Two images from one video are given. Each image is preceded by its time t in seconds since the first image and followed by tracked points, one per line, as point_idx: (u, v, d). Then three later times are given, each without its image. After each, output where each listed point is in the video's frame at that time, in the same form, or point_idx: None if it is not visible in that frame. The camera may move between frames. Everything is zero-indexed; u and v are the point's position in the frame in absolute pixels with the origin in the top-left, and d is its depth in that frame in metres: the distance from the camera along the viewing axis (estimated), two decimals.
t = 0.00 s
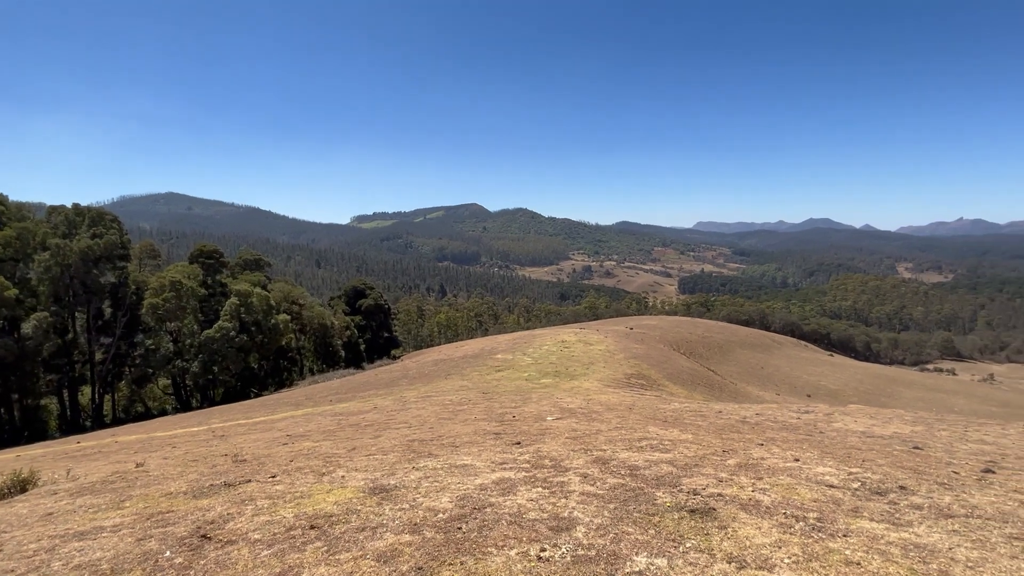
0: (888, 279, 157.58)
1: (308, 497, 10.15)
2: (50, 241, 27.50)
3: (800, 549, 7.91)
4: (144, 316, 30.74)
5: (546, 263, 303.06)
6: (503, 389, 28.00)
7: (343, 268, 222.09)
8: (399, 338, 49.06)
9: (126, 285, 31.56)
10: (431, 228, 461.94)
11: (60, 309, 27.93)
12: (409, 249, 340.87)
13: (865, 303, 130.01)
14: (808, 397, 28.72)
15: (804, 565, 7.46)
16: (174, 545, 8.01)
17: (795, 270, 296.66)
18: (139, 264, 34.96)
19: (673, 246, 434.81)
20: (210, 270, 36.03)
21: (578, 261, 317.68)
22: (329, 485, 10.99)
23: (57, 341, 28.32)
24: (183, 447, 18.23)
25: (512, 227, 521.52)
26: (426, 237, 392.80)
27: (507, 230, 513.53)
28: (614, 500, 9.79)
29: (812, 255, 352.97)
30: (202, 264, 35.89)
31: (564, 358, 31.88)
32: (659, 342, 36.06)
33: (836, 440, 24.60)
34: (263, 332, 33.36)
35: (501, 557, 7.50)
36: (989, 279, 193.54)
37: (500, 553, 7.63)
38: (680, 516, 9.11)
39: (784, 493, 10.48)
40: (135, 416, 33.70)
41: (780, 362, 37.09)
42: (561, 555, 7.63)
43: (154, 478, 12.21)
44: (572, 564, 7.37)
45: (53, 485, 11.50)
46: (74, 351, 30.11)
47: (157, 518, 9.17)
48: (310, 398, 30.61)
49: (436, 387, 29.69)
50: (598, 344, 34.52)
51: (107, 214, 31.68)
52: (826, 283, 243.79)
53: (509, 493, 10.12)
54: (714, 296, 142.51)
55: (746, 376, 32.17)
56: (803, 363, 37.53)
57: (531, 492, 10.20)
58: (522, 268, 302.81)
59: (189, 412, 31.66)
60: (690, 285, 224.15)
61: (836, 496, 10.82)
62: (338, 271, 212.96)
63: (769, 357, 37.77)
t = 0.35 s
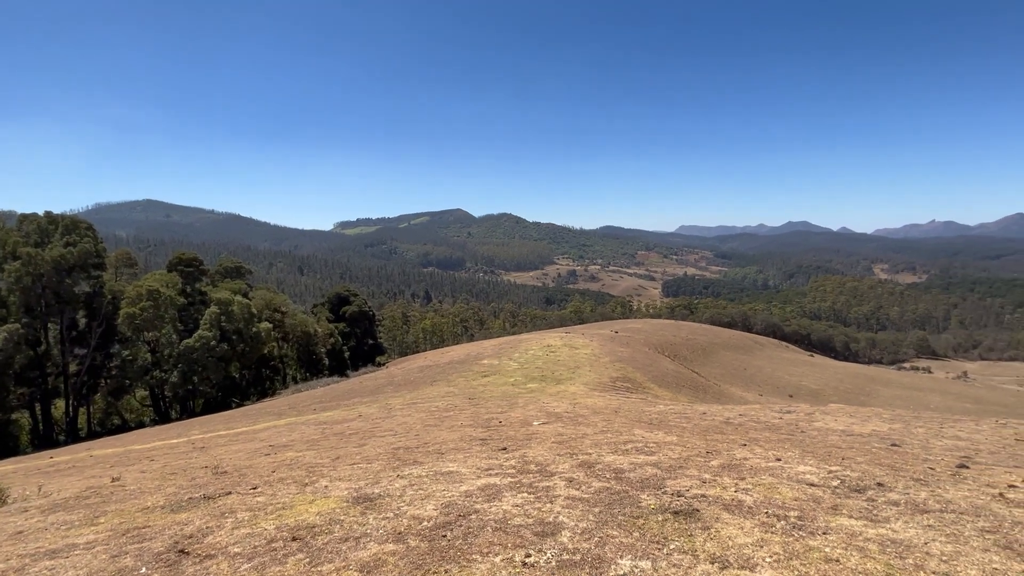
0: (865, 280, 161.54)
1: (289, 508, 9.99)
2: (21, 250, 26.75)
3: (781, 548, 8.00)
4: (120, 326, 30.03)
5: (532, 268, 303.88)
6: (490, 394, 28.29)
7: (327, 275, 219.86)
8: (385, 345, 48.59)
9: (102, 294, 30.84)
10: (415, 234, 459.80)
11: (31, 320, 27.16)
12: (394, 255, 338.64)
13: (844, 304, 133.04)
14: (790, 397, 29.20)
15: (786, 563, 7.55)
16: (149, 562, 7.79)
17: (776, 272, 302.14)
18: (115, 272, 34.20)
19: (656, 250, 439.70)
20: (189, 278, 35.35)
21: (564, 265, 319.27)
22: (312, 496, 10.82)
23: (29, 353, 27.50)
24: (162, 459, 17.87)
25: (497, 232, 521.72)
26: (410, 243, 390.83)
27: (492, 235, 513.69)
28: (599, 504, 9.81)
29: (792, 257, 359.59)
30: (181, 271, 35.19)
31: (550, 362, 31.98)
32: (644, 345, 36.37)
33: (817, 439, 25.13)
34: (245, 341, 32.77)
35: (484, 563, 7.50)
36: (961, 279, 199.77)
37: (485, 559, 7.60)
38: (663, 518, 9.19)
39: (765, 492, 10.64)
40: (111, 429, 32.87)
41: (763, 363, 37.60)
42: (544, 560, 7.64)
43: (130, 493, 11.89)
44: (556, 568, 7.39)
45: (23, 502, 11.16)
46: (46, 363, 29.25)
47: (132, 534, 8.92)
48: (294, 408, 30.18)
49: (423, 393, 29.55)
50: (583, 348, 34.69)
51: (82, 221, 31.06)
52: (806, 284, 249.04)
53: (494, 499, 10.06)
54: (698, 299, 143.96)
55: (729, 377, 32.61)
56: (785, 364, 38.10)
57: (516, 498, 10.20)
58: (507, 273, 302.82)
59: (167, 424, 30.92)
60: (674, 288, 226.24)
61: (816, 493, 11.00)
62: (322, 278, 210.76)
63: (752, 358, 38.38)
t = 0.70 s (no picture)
0: (849, 282, 164.13)
1: (277, 516, 9.88)
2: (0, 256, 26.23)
3: (770, 548, 8.06)
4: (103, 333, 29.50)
5: (522, 271, 304.13)
6: (481, 399, 28.29)
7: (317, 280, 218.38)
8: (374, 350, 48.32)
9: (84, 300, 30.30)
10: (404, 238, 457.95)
11: (11, 327, 26.62)
12: (383, 260, 337.07)
13: (830, 306, 134.96)
14: (778, 399, 29.52)
15: (775, 565, 7.59)
16: (133, 573, 7.65)
17: (763, 275, 305.49)
18: (98, 278, 33.64)
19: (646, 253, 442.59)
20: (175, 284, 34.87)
21: (553, 268, 320.09)
22: (300, 503, 10.68)
23: (8, 361, 26.95)
24: (144, 469, 17.51)
25: (487, 236, 521.42)
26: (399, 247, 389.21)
27: (482, 239, 513.47)
28: (590, 507, 9.82)
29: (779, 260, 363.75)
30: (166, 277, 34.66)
31: (540, 366, 31.98)
32: (633, 348, 36.58)
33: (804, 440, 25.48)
34: (231, 347, 32.36)
35: (474, 569, 7.42)
36: (944, 281, 203.85)
37: (474, 566, 7.55)
38: (653, 520, 9.24)
39: (754, 493, 10.73)
40: (94, 438, 32.29)
41: (752, 365, 37.91)
42: (534, 565, 7.61)
43: (113, 503, 11.64)
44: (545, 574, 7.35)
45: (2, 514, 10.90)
46: (27, 371, 28.69)
47: (115, 545, 8.73)
48: (282, 415, 29.87)
49: (413, 399, 29.44)
50: (574, 351, 34.79)
51: (64, 227, 30.55)
52: (793, 287, 252.03)
53: (485, 504, 10.03)
54: (687, 302, 144.78)
55: (718, 379, 32.89)
56: (774, 366, 38.45)
57: (506, 502, 10.19)
58: (496, 277, 302.71)
59: (151, 432, 30.45)
60: (664, 291, 227.58)
61: (804, 493, 11.10)
62: (310, 283, 209.09)
63: (740, 361, 38.69)
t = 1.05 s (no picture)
0: (847, 285, 164.69)
1: (260, 530, 8.80)
2: None
3: (771, 559, 7.20)
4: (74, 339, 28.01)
5: (514, 274, 302.89)
6: (472, 406, 27.39)
7: (303, 283, 215.23)
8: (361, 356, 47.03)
9: (55, 305, 28.81)
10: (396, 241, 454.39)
11: None
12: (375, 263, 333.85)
13: (829, 308, 135.36)
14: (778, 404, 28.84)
15: None
16: None
17: (761, 278, 305.40)
18: (71, 281, 32.13)
19: (641, 255, 443.25)
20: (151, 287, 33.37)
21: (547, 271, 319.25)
22: (282, 517, 9.60)
23: None
24: (118, 481, 16.37)
25: (479, 238, 519.37)
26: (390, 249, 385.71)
27: (474, 241, 511.27)
28: (586, 518, 8.85)
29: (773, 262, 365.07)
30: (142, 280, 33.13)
31: (533, 371, 31.06)
32: (629, 352, 35.78)
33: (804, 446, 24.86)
34: (210, 353, 30.96)
35: None
36: (947, 283, 203.65)
37: None
38: (655, 529, 8.33)
39: (753, 502, 9.85)
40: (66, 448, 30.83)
41: (751, 369, 37.12)
42: None
43: (84, 518, 10.54)
44: None
45: None
46: None
47: (85, 562, 7.69)
48: (265, 423, 28.64)
49: (401, 406, 28.39)
50: (568, 356, 33.88)
51: (33, 227, 29.03)
52: (790, 289, 252.83)
53: (476, 516, 9.01)
54: (685, 305, 143.89)
55: (717, 384, 32.13)
56: (774, 370, 37.70)
57: (497, 514, 9.17)
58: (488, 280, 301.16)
59: (125, 444, 28.97)
60: (661, 294, 226.54)
61: (802, 501, 10.25)
62: (301, 286, 206.27)
63: (739, 365, 37.92)
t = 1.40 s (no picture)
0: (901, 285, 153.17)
1: None
2: None
3: None
4: None
5: (507, 274, 292.68)
6: (454, 432, 23.04)
7: (250, 284, 200.88)
8: (321, 372, 41.94)
9: None
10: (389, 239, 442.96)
11: None
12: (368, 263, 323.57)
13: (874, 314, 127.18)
14: (815, 428, 24.71)
15: None
16: None
17: (800, 276, 283.67)
18: None
19: (654, 252, 430.84)
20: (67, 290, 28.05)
21: (545, 270, 308.51)
22: (225, 568, 8.55)
23: None
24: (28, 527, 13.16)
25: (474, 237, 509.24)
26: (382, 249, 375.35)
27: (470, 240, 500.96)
28: (590, 566, 7.93)
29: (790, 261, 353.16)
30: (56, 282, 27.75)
31: (528, 391, 26.64)
32: (640, 367, 31.48)
33: (846, 479, 20.24)
34: (138, 370, 25.91)
35: None
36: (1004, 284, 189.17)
37: None
38: None
39: (787, 544, 8.89)
40: None
41: (783, 387, 32.53)
42: None
43: None
44: None
45: None
46: None
47: None
48: (205, 453, 23.82)
49: (370, 432, 23.82)
50: (569, 372, 29.42)
51: None
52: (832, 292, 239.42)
53: (460, 565, 8.04)
54: (705, 310, 137.27)
55: (744, 404, 27.85)
56: (810, 387, 33.04)
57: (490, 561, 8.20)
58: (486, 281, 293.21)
59: (32, 479, 23.84)
60: (678, 295, 217.59)
61: (847, 543, 9.12)
62: (291, 287, 197.93)
63: (770, 381, 33.39)
